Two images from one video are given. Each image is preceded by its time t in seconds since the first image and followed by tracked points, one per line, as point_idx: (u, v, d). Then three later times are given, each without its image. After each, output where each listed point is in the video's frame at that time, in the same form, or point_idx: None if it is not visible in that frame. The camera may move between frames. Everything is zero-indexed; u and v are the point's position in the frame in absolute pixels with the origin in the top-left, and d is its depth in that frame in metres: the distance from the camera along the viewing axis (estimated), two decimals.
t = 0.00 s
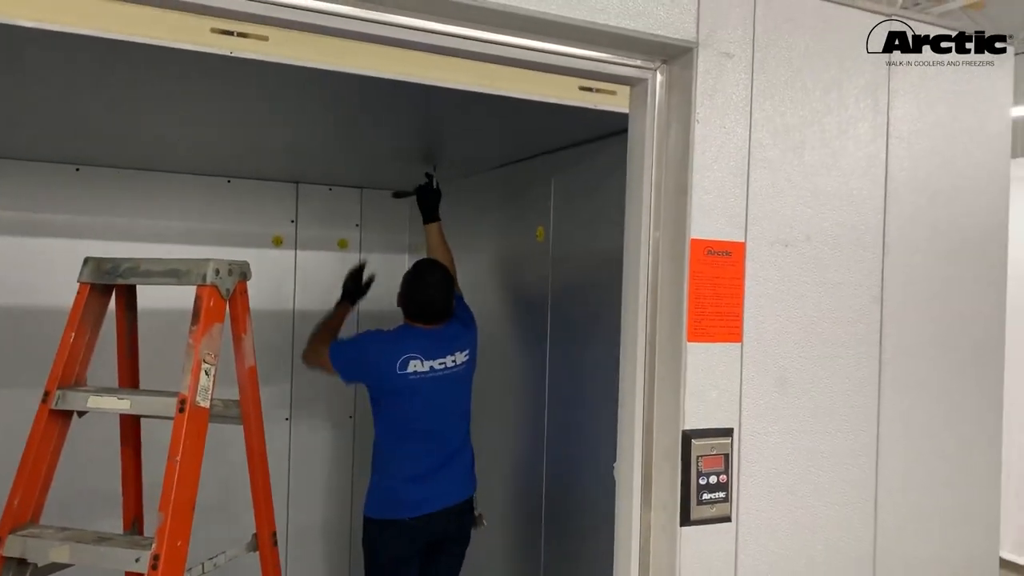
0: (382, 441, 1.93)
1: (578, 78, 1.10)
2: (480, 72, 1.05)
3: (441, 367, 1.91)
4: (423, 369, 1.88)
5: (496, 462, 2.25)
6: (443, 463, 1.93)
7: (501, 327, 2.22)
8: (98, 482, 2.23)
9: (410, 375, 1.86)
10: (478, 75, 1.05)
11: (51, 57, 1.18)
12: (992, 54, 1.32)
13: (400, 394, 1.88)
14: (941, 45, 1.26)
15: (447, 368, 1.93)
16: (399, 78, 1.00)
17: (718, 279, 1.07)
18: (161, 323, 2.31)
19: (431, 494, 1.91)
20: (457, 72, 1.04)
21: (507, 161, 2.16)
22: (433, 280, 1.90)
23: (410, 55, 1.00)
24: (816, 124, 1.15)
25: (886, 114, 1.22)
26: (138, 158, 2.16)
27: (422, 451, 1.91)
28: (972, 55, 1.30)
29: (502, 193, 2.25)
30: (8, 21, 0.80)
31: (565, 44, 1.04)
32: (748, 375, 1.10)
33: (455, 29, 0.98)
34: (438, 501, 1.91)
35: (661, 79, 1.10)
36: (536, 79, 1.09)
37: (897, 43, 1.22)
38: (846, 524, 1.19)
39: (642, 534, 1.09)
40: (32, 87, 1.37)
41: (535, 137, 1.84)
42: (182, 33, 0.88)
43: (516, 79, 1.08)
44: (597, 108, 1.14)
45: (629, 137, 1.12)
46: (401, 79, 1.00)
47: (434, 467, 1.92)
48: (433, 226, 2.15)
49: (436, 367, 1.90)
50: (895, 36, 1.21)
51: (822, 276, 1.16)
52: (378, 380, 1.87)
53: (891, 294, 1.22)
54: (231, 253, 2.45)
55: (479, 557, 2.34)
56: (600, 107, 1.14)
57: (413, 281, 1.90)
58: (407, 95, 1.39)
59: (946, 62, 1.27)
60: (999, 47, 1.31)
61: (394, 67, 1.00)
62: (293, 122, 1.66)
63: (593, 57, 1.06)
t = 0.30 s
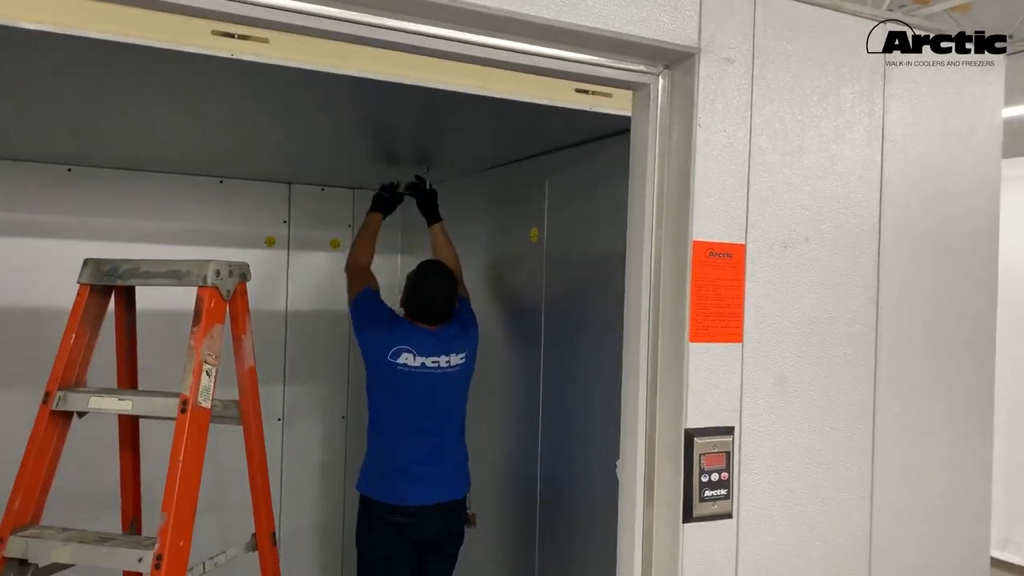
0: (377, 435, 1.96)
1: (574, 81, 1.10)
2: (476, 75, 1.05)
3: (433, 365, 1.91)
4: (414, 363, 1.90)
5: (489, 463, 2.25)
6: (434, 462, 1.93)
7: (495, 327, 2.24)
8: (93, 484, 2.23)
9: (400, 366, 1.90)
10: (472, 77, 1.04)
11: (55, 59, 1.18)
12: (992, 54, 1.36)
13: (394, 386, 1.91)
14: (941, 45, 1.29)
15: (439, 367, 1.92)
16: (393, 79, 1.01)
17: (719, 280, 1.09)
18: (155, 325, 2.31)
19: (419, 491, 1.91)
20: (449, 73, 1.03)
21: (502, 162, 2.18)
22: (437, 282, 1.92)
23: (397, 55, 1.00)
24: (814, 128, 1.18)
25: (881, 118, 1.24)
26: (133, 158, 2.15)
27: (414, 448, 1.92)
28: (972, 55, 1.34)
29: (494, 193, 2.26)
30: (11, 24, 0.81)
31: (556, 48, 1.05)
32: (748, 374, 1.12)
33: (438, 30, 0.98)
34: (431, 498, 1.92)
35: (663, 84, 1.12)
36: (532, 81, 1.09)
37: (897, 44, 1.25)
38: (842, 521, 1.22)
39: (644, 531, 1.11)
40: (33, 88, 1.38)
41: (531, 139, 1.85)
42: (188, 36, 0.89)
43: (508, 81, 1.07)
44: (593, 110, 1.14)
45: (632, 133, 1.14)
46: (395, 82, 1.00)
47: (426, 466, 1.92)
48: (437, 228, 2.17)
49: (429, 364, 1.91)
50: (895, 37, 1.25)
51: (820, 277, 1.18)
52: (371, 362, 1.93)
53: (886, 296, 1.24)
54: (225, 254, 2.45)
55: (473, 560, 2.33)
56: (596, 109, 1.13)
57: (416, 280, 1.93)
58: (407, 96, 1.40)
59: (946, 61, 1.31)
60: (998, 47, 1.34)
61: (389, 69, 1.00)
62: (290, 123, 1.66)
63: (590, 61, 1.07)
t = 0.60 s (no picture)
0: (371, 432, 1.96)
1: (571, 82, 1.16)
2: (468, 76, 1.09)
3: (425, 365, 1.92)
4: (406, 360, 1.91)
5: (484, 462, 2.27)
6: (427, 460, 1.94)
7: (492, 327, 2.25)
8: (88, 484, 2.23)
9: (392, 362, 1.90)
10: (463, 77, 1.08)
11: (56, 60, 1.18)
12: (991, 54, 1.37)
13: (388, 384, 1.92)
14: (941, 45, 1.31)
15: (431, 368, 1.92)
16: (384, 79, 1.03)
17: (720, 281, 1.10)
18: (150, 325, 2.31)
19: (413, 488, 1.92)
20: (438, 73, 1.07)
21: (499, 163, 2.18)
22: (439, 281, 1.93)
23: (389, 55, 1.03)
24: (814, 130, 1.19)
25: (879, 120, 1.25)
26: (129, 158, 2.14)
27: (406, 447, 1.92)
28: (972, 55, 1.36)
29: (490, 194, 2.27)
30: (11, 24, 0.83)
31: (549, 49, 1.05)
32: (749, 374, 1.13)
33: (430, 30, 0.98)
34: (425, 495, 1.93)
35: (665, 85, 1.13)
36: (525, 82, 1.14)
37: (897, 44, 1.26)
38: (840, 519, 1.23)
39: (646, 529, 1.12)
40: (31, 88, 1.38)
41: (528, 140, 1.86)
42: (186, 36, 0.91)
43: (500, 80, 1.11)
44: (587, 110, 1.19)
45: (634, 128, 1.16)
46: (385, 82, 1.03)
47: (419, 465, 1.93)
48: (434, 221, 2.17)
49: (421, 363, 1.92)
50: (895, 37, 1.26)
51: (819, 277, 1.19)
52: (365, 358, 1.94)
53: (884, 296, 1.26)
54: (220, 254, 2.45)
55: (470, 561, 2.34)
56: (592, 109, 1.20)
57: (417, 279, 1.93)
58: (406, 97, 1.41)
59: (945, 61, 1.32)
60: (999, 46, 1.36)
61: (380, 68, 1.02)
62: (288, 124, 1.67)
63: (589, 62, 1.08)
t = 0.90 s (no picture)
0: (366, 431, 1.96)
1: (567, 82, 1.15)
2: (468, 76, 1.09)
3: (417, 365, 1.91)
4: (397, 359, 1.90)
5: (481, 463, 2.27)
6: (420, 460, 1.93)
7: (489, 328, 2.24)
8: (83, 485, 2.22)
9: (383, 361, 1.90)
10: (462, 78, 1.08)
11: (54, 59, 1.18)
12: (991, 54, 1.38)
13: (381, 384, 1.91)
14: (940, 45, 1.31)
15: (423, 368, 1.92)
16: (383, 79, 1.03)
17: (720, 281, 1.10)
18: (146, 324, 2.30)
19: (405, 488, 1.91)
20: (438, 73, 1.06)
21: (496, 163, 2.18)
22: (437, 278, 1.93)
23: (390, 55, 1.03)
24: (813, 130, 1.19)
25: (878, 120, 1.26)
26: (124, 157, 2.13)
27: (396, 446, 1.92)
28: (972, 55, 1.36)
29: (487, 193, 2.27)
30: (7, 23, 0.83)
31: (550, 49, 1.05)
32: (749, 374, 1.13)
33: (431, 30, 0.98)
34: (417, 495, 1.92)
35: (664, 86, 1.13)
36: (524, 82, 1.14)
37: (897, 44, 1.26)
38: (840, 519, 1.23)
39: (646, 529, 1.12)
40: (27, 88, 1.37)
41: (527, 140, 1.86)
42: (183, 36, 0.91)
43: (500, 80, 1.11)
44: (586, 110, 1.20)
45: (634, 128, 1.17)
46: (384, 82, 1.03)
47: (411, 464, 1.92)
48: (432, 220, 2.16)
49: (412, 362, 1.91)
50: (896, 37, 1.26)
51: (819, 277, 1.19)
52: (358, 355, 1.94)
53: (883, 296, 1.26)
54: (217, 253, 2.45)
55: (468, 561, 2.33)
56: (591, 110, 1.20)
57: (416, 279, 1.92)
58: (404, 97, 1.40)
59: (945, 61, 1.33)
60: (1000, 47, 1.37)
61: (380, 68, 1.02)
62: (286, 124, 1.66)
63: (589, 62, 1.08)
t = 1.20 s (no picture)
0: (367, 430, 1.95)
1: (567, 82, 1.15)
2: (470, 76, 1.09)
3: (421, 364, 1.90)
4: (402, 359, 1.90)
5: (479, 463, 2.26)
6: (421, 460, 1.92)
7: (488, 328, 2.24)
8: (82, 486, 2.21)
9: (387, 361, 1.90)
10: (464, 77, 1.08)
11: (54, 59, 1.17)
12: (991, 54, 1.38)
13: (384, 384, 1.91)
14: (940, 45, 1.30)
15: (427, 368, 1.91)
16: (384, 79, 1.03)
17: (723, 281, 1.09)
18: (144, 324, 2.29)
19: (402, 488, 1.91)
20: (439, 73, 1.06)
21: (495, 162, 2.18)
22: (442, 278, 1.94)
23: (399, 55, 1.03)
24: (815, 129, 1.18)
25: (881, 120, 1.25)
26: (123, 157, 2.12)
27: (395, 446, 1.91)
28: (972, 55, 1.36)
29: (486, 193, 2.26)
30: (8, 23, 0.82)
31: (555, 48, 1.05)
32: (751, 374, 1.13)
33: (441, 30, 0.98)
34: (415, 495, 1.92)
35: (667, 85, 1.13)
36: (523, 81, 1.14)
37: (897, 44, 1.26)
38: (842, 518, 1.23)
39: (649, 529, 1.12)
40: (25, 88, 1.36)
41: (525, 140, 1.85)
42: (185, 36, 0.90)
43: (501, 79, 1.12)
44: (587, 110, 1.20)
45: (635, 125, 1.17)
46: (386, 82, 1.03)
47: (411, 465, 1.92)
48: (434, 220, 2.16)
49: (417, 362, 1.90)
50: (895, 37, 1.26)
51: (821, 276, 1.19)
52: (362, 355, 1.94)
53: (885, 296, 1.26)
54: (215, 253, 2.44)
55: (467, 562, 2.33)
56: (591, 110, 1.20)
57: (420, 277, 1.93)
58: (406, 96, 1.40)
59: (945, 61, 1.32)
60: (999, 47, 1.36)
61: (382, 68, 1.02)
62: (284, 124, 1.66)
63: (594, 62, 1.08)
